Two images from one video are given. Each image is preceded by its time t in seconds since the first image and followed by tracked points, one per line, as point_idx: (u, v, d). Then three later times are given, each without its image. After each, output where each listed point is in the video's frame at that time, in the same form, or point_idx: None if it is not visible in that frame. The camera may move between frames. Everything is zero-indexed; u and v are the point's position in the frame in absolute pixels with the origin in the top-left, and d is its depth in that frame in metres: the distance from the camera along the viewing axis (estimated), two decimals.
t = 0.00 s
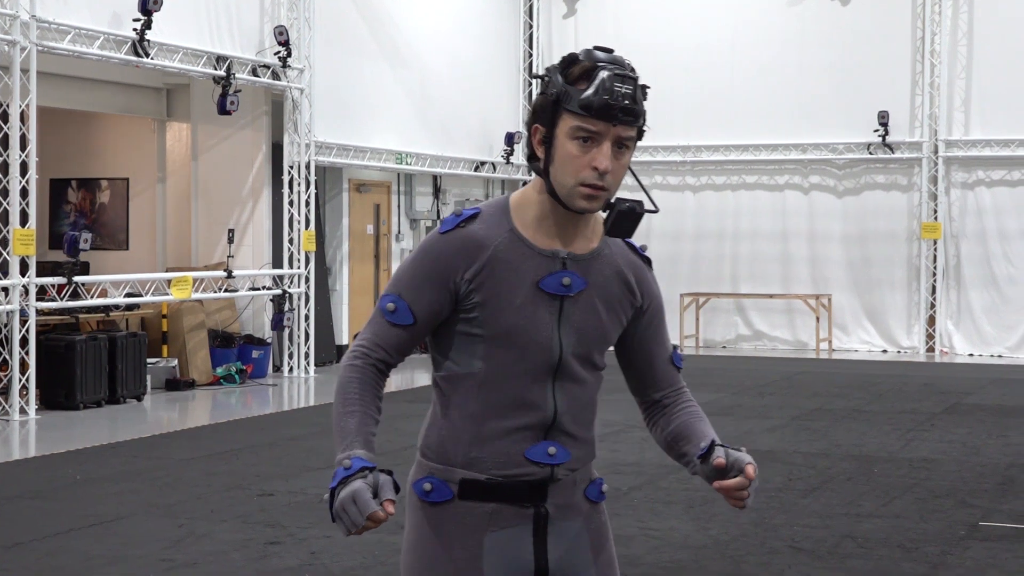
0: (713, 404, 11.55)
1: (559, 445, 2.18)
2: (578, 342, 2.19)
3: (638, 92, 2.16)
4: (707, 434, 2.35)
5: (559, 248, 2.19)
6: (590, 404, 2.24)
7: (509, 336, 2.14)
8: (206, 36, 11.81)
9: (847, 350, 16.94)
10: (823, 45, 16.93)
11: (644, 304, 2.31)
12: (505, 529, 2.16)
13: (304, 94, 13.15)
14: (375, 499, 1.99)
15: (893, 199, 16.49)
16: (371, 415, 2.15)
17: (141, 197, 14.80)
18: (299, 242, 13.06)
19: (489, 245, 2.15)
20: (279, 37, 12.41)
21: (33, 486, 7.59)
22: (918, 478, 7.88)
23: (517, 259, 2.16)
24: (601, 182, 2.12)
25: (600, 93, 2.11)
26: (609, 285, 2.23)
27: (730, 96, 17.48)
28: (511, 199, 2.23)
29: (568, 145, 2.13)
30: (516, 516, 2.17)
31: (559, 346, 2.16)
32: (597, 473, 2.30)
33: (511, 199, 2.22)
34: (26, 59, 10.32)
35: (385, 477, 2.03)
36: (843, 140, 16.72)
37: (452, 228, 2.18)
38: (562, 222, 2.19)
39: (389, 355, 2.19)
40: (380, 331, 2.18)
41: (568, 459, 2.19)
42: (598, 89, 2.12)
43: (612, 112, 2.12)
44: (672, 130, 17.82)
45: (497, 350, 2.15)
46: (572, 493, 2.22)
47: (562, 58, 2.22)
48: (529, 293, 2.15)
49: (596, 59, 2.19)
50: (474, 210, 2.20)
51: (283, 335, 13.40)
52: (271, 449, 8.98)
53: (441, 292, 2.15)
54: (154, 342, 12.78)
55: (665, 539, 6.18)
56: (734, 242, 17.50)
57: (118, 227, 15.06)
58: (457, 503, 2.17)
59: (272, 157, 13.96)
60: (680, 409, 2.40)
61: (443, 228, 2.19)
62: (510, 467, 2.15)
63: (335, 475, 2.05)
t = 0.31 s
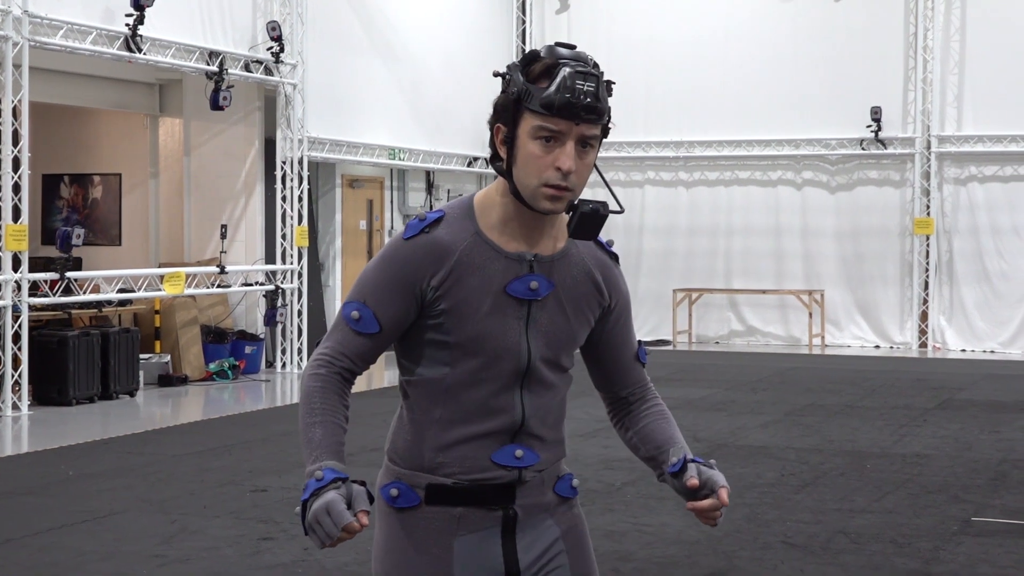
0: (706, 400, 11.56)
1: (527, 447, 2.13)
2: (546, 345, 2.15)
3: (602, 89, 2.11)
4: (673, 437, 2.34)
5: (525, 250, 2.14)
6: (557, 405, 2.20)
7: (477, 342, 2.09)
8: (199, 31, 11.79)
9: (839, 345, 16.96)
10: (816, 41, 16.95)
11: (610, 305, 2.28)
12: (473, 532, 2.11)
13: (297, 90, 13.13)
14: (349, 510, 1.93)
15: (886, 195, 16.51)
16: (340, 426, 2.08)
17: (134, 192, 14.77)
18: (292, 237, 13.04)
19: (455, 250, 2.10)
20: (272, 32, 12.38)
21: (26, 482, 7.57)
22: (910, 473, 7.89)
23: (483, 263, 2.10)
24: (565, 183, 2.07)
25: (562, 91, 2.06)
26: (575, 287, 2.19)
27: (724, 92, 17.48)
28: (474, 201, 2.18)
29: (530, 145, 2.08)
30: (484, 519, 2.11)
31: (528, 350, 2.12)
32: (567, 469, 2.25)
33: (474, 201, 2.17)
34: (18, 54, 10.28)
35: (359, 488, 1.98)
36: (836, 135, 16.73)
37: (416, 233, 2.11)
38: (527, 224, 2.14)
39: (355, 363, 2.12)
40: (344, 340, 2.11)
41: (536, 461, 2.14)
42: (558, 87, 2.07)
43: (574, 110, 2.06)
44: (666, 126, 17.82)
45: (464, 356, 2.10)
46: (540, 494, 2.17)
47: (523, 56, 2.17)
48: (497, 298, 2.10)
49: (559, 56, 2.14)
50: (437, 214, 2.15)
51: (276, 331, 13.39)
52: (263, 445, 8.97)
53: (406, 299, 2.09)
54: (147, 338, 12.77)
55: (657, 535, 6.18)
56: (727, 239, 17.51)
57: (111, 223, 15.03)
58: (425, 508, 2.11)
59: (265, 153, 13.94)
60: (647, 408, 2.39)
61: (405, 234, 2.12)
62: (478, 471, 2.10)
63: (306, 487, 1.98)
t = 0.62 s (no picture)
0: (702, 399, 11.56)
1: (524, 460, 2.10)
2: (549, 356, 2.11)
3: (607, 93, 2.05)
4: (676, 452, 2.31)
5: (528, 258, 2.10)
6: (559, 416, 2.16)
7: (477, 352, 2.05)
8: (194, 30, 11.77)
9: (835, 344, 16.98)
10: (812, 40, 16.96)
11: (616, 313, 2.24)
12: (466, 542, 2.08)
13: (292, 89, 13.12)
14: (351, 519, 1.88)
15: (881, 194, 16.53)
16: (339, 436, 2.04)
17: (129, 192, 14.74)
18: (287, 237, 13.03)
19: (457, 258, 2.06)
20: (267, 32, 12.37)
21: (21, 481, 7.56)
22: (905, 473, 7.91)
23: (486, 272, 2.06)
24: (569, 190, 2.02)
25: (567, 96, 2.01)
26: (580, 295, 2.15)
27: (720, 92, 17.49)
28: (478, 206, 2.14)
29: (534, 151, 2.03)
30: (478, 529, 2.09)
31: (529, 360, 2.08)
32: (570, 481, 2.23)
33: (477, 206, 2.13)
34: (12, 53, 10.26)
35: (359, 498, 1.92)
36: (831, 135, 16.74)
37: (417, 240, 2.07)
38: (531, 231, 2.10)
39: (354, 372, 2.08)
40: (342, 349, 2.07)
41: (534, 473, 2.11)
42: (563, 92, 2.01)
43: (579, 116, 2.01)
44: (662, 126, 17.83)
45: (465, 366, 2.06)
46: (538, 505, 2.14)
47: (527, 58, 2.12)
48: (498, 307, 2.06)
49: (563, 60, 2.09)
50: (439, 219, 2.10)
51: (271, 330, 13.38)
52: (258, 444, 8.96)
53: (407, 307, 2.05)
54: (143, 338, 12.76)
55: (652, 534, 6.18)
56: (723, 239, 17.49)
57: (106, 222, 15.01)
58: (418, 516, 2.09)
59: (261, 152, 13.93)
60: (650, 417, 2.35)
61: (406, 240, 2.08)
62: (473, 481, 2.08)
63: (306, 497, 1.92)
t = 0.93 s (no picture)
0: (699, 396, 11.55)
1: (551, 462, 2.03)
2: (581, 354, 2.04)
3: (642, 82, 1.99)
4: (707, 460, 2.24)
5: (561, 252, 2.04)
6: (592, 417, 2.09)
7: (507, 349, 1.99)
8: (190, 26, 11.74)
9: (831, 341, 16.99)
10: (808, 36, 16.95)
11: (652, 311, 2.17)
12: (491, 546, 2.02)
13: (288, 85, 13.10)
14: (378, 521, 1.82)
15: (878, 190, 16.52)
16: (367, 433, 1.98)
17: (125, 188, 14.74)
18: (284, 233, 13.01)
19: (485, 252, 2.00)
20: (263, 27, 12.35)
21: (18, 478, 7.55)
22: (902, 469, 7.91)
23: (515, 266, 2.00)
24: (603, 182, 1.96)
25: (600, 85, 1.95)
26: (615, 292, 2.08)
27: (717, 88, 17.48)
28: (508, 198, 2.08)
29: (566, 142, 1.97)
30: (503, 534, 2.02)
31: (560, 358, 2.01)
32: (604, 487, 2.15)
33: (508, 198, 2.08)
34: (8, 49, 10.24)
35: (387, 498, 1.86)
36: (828, 131, 16.74)
37: (445, 232, 2.01)
38: (564, 224, 2.04)
39: (380, 369, 2.02)
40: (368, 345, 2.01)
41: (561, 478, 2.04)
42: (596, 81, 1.95)
43: (612, 105, 1.95)
44: (658, 122, 17.83)
45: (493, 363, 2.00)
46: (566, 511, 2.07)
47: (559, 46, 2.07)
48: (528, 304, 1.99)
49: (596, 48, 2.04)
50: (468, 212, 2.05)
51: (268, 327, 13.38)
52: (255, 441, 8.94)
53: (434, 302, 1.99)
54: (139, 334, 12.75)
55: (649, 530, 6.18)
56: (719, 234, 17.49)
57: (102, 218, 15.01)
58: (441, 517, 2.04)
59: (257, 148, 13.92)
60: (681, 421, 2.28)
61: (434, 233, 2.02)
62: (498, 483, 2.02)
63: (332, 496, 1.88)
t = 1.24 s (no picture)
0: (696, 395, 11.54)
1: (585, 464, 1.92)
2: (620, 351, 1.93)
3: (689, 69, 1.87)
4: (749, 464, 2.12)
5: (603, 244, 1.92)
6: (629, 419, 1.97)
7: (543, 344, 1.88)
8: (187, 25, 11.74)
9: (827, 340, 17.01)
10: (804, 35, 16.96)
11: (695, 308, 2.05)
12: (519, 550, 1.92)
13: (285, 85, 13.09)
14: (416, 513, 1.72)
15: (874, 190, 16.52)
16: (399, 426, 1.86)
17: (121, 187, 14.73)
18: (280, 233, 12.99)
19: (524, 241, 1.89)
20: (260, 27, 12.34)
21: (14, 478, 7.54)
22: (899, 469, 7.91)
23: (554, 257, 1.89)
24: (648, 171, 1.83)
25: (646, 71, 1.82)
26: (657, 287, 1.97)
27: (713, 88, 17.50)
28: (549, 188, 1.97)
29: (610, 129, 1.84)
30: (531, 537, 1.92)
31: (598, 354, 1.90)
32: (639, 491, 2.04)
33: (549, 187, 1.97)
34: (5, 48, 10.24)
35: (423, 491, 1.76)
36: (824, 131, 16.75)
37: (483, 221, 1.91)
38: (606, 215, 1.92)
39: (413, 361, 1.91)
40: (401, 335, 1.90)
41: (595, 480, 1.93)
42: (642, 67, 1.83)
43: (659, 92, 1.83)
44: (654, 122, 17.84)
45: (530, 359, 1.89)
46: (599, 515, 1.96)
47: (601, 30, 1.94)
48: (567, 297, 1.88)
49: (643, 33, 1.90)
50: (507, 201, 1.94)
51: (264, 327, 13.38)
52: (251, 441, 8.92)
53: (470, 293, 1.88)
54: (135, 333, 12.73)
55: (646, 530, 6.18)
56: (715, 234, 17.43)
57: (99, 218, 15.00)
58: (468, 518, 1.94)
59: (254, 147, 13.91)
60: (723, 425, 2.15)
61: (472, 221, 1.92)
62: (530, 484, 1.91)
63: (365, 489, 1.76)
